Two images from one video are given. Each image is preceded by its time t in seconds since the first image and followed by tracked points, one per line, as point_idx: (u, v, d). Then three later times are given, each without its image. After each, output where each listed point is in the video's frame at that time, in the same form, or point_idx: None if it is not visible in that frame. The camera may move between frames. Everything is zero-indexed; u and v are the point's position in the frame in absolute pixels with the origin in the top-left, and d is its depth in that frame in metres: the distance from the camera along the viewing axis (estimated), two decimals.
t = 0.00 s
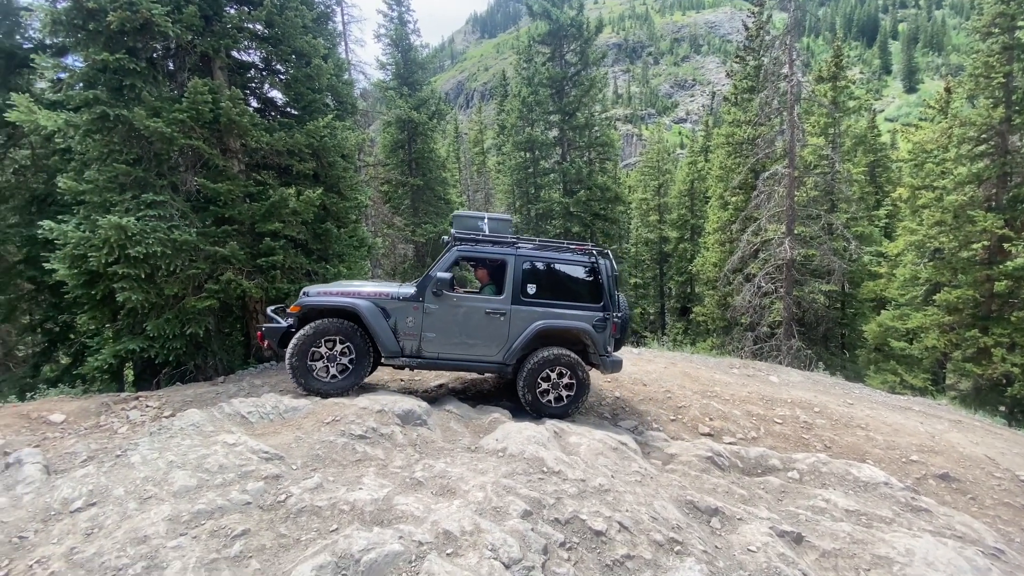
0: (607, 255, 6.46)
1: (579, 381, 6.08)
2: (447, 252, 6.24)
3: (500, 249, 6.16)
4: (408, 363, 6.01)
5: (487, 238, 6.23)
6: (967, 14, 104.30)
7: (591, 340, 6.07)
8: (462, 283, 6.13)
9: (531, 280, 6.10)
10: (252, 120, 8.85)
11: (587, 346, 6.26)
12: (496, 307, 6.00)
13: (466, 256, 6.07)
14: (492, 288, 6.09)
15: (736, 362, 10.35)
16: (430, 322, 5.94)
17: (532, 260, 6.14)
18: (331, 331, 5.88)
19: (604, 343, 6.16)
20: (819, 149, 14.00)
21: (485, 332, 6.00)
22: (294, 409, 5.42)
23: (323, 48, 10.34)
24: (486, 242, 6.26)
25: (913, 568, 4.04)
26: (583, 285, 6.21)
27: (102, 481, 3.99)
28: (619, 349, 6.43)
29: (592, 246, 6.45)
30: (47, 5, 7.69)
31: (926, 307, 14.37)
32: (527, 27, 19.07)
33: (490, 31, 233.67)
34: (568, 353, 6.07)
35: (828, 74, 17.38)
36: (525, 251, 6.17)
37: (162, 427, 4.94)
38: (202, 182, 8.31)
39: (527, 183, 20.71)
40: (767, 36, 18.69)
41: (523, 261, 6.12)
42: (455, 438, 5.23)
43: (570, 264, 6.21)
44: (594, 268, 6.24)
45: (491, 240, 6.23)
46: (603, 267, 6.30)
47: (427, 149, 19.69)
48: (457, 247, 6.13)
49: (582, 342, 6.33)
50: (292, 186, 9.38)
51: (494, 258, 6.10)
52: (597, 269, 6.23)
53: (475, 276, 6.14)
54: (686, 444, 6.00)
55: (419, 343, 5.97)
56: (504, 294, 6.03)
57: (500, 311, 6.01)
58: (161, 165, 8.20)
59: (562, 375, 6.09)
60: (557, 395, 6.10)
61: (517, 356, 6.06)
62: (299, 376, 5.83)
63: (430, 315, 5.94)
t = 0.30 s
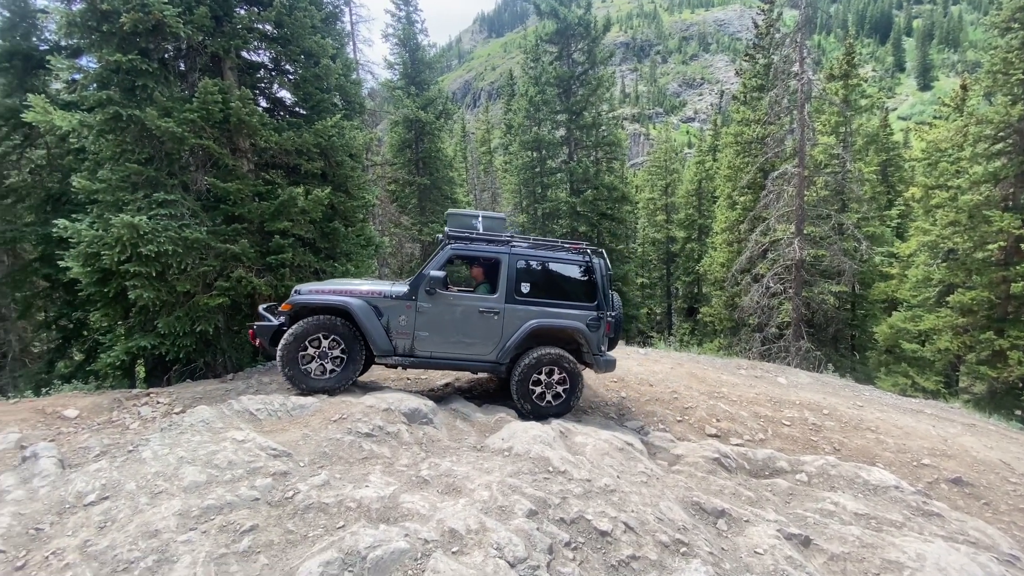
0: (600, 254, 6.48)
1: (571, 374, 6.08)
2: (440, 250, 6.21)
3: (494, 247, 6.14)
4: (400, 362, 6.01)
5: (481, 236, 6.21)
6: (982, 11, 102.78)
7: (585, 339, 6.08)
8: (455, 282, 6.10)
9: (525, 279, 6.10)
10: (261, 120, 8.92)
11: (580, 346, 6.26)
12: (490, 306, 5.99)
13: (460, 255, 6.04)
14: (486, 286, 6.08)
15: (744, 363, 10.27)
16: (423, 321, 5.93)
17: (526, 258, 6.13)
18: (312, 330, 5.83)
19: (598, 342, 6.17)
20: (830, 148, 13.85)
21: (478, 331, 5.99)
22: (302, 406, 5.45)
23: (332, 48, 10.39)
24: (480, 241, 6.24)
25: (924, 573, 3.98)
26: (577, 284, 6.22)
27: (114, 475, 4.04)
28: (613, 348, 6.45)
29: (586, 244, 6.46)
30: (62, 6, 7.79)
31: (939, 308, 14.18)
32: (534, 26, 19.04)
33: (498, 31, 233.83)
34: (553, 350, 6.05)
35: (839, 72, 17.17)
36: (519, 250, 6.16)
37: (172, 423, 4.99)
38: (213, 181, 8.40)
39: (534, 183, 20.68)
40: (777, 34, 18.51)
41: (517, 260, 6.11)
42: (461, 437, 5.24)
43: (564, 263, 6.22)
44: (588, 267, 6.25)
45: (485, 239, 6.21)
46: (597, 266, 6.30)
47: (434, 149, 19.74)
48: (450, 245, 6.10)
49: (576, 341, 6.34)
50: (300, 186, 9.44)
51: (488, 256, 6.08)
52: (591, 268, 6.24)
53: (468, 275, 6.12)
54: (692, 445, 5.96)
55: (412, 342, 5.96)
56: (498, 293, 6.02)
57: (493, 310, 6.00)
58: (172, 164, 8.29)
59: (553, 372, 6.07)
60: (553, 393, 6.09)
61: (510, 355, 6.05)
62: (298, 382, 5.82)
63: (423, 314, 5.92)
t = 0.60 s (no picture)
0: (594, 253, 6.45)
1: (557, 365, 6.02)
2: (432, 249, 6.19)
3: (486, 247, 6.12)
4: (391, 363, 5.97)
5: (472, 236, 6.18)
6: (999, 8, 101.04)
7: (578, 339, 6.05)
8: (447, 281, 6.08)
9: (518, 279, 6.08)
10: (272, 121, 9.00)
11: (573, 346, 6.24)
12: (482, 305, 5.97)
13: (452, 254, 6.03)
14: (478, 286, 6.06)
15: (754, 365, 10.17)
16: (413, 322, 5.91)
17: (518, 257, 6.10)
18: (288, 339, 5.83)
19: (591, 342, 6.15)
20: (842, 148, 13.68)
21: (470, 331, 5.96)
22: (311, 404, 5.48)
23: (341, 49, 10.44)
24: (471, 240, 6.22)
25: None
26: (570, 283, 6.19)
27: (127, 471, 4.09)
28: (606, 348, 6.42)
29: (580, 244, 6.43)
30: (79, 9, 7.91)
31: (954, 310, 13.95)
32: (543, 26, 19.01)
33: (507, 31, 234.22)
34: (531, 350, 6.02)
35: (852, 71, 16.95)
36: (511, 249, 6.14)
37: (184, 420, 5.05)
38: (224, 181, 8.49)
39: (542, 183, 20.64)
40: (789, 33, 18.32)
41: (510, 260, 6.08)
42: (468, 436, 5.25)
43: (557, 262, 6.19)
44: (581, 266, 6.22)
45: (477, 238, 6.19)
46: (591, 265, 6.27)
47: (442, 149, 19.79)
48: (442, 244, 6.08)
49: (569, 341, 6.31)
50: (310, 186, 9.50)
51: (481, 256, 6.06)
52: (584, 267, 6.21)
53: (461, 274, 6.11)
54: (701, 447, 5.92)
55: (402, 343, 5.93)
56: (491, 293, 6.00)
57: (486, 310, 5.97)
58: (185, 165, 8.40)
59: (540, 369, 6.04)
60: (548, 387, 6.06)
61: (502, 355, 6.04)
62: (299, 390, 5.84)
63: (414, 314, 5.90)
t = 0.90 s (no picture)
0: (585, 251, 6.45)
1: (537, 354, 5.99)
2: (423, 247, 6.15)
3: (478, 245, 6.10)
4: (382, 362, 5.92)
5: (465, 235, 6.17)
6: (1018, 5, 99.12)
7: (571, 336, 6.04)
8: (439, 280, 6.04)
9: (510, 277, 6.06)
10: (284, 123, 9.09)
11: (566, 343, 6.23)
12: (475, 304, 5.93)
13: (443, 252, 6.00)
14: (471, 284, 6.03)
15: (766, 367, 10.04)
16: (406, 320, 5.87)
17: (509, 255, 6.10)
18: (274, 352, 5.74)
19: (584, 339, 6.13)
20: (857, 147, 13.48)
21: (463, 330, 5.93)
22: (321, 404, 5.51)
23: (352, 52, 10.51)
24: (462, 239, 6.19)
25: None
26: (562, 281, 6.19)
27: (142, 468, 4.15)
28: (600, 345, 6.40)
29: (571, 241, 6.43)
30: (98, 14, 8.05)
31: (972, 313, 13.67)
32: (553, 27, 19.00)
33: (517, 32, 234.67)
34: (507, 355, 5.99)
35: (867, 69, 16.71)
36: (503, 247, 6.12)
37: (197, 418, 5.10)
38: (237, 183, 8.59)
39: (552, 184, 20.60)
40: (802, 32, 18.11)
41: (501, 257, 6.07)
42: (477, 437, 5.25)
43: (549, 259, 6.21)
44: (573, 263, 6.22)
45: (468, 237, 6.17)
46: (582, 262, 6.27)
47: (452, 150, 19.85)
48: (433, 242, 6.05)
49: (561, 338, 6.30)
50: (322, 187, 9.57)
51: (472, 254, 6.04)
52: (576, 264, 6.20)
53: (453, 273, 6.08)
54: (711, 450, 5.86)
55: (395, 342, 5.89)
56: (483, 290, 5.97)
57: (478, 308, 5.94)
58: (199, 167, 8.52)
59: (526, 365, 6.03)
60: (540, 378, 6.05)
61: (496, 353, 5.99)
62: (311, 390, 5.80)
63: (406, 313, 5.86)
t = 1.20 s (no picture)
0: (573, 248, 6.46)
1: (511, 357, 5.92)
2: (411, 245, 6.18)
3: (465, 241, 6.12)
4: (371, 358, 5.82)
5: (454, 232, 6.19)
6: None
7: (561, 330, 6.01)
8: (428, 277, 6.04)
9: (498, 272, 6.07)
10: (297, 126, 9.17)
11: (557, 338, 6.19)
12: (464, 299, 5.91)
13: (431, 249, 6.02)
14: (460, 280, 6.03)
15: (780, 371, 9.90)
16: (395, 316, 5.82)
17: (498, 251, 6.11)
18: (263, 365, 5.70)
19: (573, 334, 6.10)
20: (872, 148, 13.30)
21: (452, 325, 5.89)
22: (333, 404, 5.55)
23: (365, 55, 10.58)
24: (450, 236, 6.22)
25: None
26: (550, 277, 6.19)
27: (157, 466, 4.21)
28: (590, 341, 6.36)
29: (559, 237, 6.45)
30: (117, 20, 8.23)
31: (993, 317, 13.37)
32: (564, 29, 18.99)
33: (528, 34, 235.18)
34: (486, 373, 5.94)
35: (883, 69, 16.47)
36: (491, 243, 6.14)
37: (211, 417, 5.16)
38: (251, 185, 8.70)
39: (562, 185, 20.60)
40: (816, 31, 17.88)
41: (489, 253, 6.08)
42: (487, 439, 5.24)
43: (537, 255, 6.23)
44: (561, 259, 6.23)
45: (456, 234, 6.20)
46: (570, 258, 6.28)
47: (463, 152, 19.92)
48: (421, 240, 6.07)
49: (552, 334, 6.27)
50: (334, 189, 9.63)
51: (460, 250, 6.06)
52: (563, 260, 6.22)
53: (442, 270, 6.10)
54: (723, 454, 5.79)
55: (384, 337, 5.82)
56: (472, 286, 5.96)
57: (467, 303, 5.91)
58: (214, 169, 8.65)
59: (508, 371, 5.98)
60: (526, 372, 6.02)
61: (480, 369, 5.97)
62: (320, 377, 5.83)
63: (395, 308, 5.81)
